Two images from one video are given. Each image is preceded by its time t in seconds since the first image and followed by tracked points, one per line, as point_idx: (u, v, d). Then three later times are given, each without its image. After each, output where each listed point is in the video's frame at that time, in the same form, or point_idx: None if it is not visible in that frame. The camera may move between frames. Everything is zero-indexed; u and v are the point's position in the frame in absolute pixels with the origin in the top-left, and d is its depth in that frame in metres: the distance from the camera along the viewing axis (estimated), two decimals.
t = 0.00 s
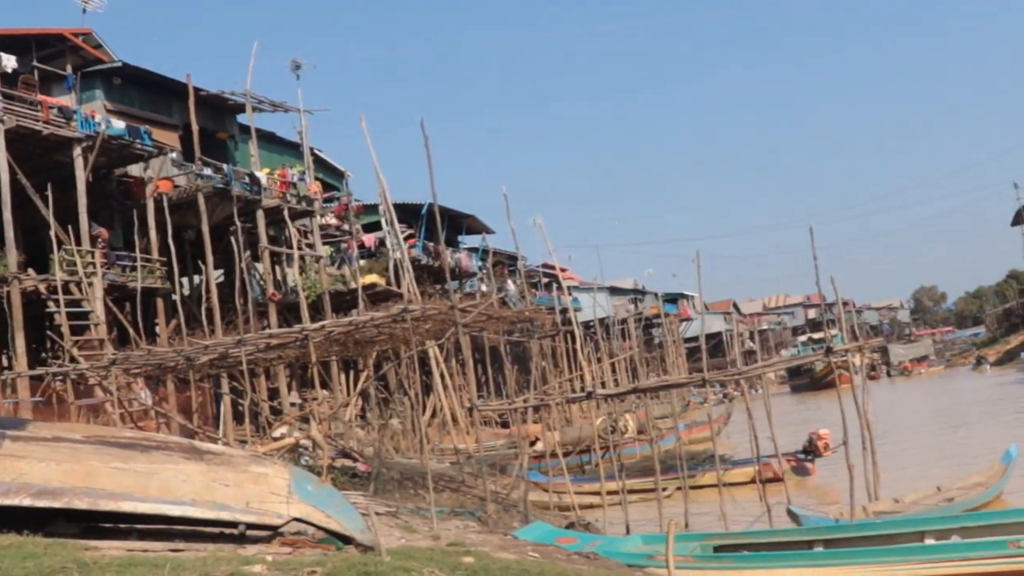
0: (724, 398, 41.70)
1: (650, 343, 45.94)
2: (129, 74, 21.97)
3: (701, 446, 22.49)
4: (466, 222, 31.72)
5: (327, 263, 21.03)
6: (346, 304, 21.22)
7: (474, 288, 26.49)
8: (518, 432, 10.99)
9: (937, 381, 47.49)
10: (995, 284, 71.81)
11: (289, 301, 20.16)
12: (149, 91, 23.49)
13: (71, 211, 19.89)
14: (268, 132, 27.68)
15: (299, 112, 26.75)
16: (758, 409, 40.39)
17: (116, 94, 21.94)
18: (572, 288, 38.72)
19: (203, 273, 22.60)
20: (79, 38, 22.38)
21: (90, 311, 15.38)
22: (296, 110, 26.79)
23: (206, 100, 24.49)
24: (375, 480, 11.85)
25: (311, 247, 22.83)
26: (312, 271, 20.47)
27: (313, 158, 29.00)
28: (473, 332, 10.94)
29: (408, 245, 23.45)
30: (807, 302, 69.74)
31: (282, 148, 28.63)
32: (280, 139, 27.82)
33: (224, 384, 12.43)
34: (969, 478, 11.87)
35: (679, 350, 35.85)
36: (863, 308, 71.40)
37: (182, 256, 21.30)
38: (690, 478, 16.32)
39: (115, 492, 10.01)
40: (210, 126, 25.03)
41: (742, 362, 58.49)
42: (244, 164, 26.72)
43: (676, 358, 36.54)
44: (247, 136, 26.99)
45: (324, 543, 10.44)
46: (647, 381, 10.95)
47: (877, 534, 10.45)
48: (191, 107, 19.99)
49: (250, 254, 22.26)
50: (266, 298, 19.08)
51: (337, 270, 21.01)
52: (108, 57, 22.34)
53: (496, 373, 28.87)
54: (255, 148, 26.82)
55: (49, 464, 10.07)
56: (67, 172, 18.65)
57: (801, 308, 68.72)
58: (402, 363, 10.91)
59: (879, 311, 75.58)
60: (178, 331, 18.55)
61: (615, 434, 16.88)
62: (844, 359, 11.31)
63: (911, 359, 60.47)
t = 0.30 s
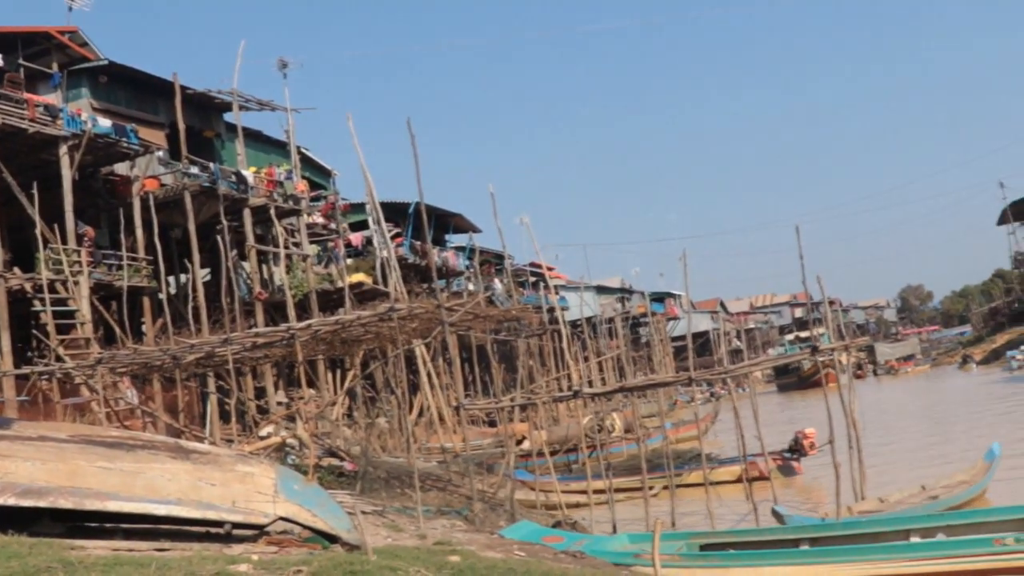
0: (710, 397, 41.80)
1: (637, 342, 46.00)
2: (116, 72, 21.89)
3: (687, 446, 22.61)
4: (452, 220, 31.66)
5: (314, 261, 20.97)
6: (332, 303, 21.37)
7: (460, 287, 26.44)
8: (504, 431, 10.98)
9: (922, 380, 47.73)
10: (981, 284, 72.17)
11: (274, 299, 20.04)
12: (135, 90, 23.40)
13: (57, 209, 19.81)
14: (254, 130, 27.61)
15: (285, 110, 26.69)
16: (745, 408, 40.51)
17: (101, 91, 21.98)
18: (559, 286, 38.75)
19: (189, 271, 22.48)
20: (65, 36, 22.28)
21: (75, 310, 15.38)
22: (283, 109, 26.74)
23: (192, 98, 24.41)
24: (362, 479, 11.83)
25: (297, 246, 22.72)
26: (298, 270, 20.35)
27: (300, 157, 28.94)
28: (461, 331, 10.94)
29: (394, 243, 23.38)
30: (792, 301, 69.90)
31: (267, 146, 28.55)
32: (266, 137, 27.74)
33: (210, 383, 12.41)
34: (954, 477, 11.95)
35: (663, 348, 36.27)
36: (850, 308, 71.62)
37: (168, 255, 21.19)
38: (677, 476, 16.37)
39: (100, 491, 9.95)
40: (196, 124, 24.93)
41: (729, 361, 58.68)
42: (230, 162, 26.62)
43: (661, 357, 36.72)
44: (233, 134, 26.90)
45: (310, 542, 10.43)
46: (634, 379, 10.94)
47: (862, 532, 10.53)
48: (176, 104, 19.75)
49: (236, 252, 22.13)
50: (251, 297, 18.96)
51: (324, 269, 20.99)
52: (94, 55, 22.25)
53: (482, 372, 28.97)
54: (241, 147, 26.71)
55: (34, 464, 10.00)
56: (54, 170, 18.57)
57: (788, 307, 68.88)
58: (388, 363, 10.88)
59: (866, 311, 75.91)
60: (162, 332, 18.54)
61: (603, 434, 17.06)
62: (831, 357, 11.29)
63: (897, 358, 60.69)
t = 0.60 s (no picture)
0: (682, 395, 42.01)
1: (611, 341, 46.14)
2: (88, 70, 21.72)
3: (659, 444, 22.76)
4: (426, 220, 31.64)
5: (286, 261, 20.93)
6: (304, 302, 21.16)
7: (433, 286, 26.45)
8: (477, 430, 10.96)
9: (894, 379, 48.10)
10: (953, 283, 72.77)
11: (247, 298, 19.88)
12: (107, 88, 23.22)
13: (28, 207, 19.62)
14: (228, 129, 27.49)
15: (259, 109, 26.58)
16: (718, 407, 40.79)
17: (72, 87, 21.83)
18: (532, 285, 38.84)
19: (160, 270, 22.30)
20: (39, 34, 22.07)
21: (47, 308, 15.40)
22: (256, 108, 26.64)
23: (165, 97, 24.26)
24: (333, 478, 11.83)
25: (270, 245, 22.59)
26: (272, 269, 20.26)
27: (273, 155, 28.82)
28: (434, 330, 10.95)
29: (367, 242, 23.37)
30: (766, 300, 70.27)
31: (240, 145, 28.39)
32: (239, 135, 27.63)
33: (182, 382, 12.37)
34: (924, 474, 12.06)
35: (638, 347, 36.58)
36: (825, 307, 72.14)
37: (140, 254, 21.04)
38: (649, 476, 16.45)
39: (69, 491, 9.84)
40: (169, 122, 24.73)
41: (703, 360, 58.89)
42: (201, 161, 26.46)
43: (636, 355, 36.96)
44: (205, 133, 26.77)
45: (282, 542, 10.42)
46: (606, 378, 10.93)
47: (833, 530, 10.63)
48: (149, 101, 19.49)
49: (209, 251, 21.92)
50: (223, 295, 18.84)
51: (297, 267, 20.92)
52: (66, 53, 22.06)
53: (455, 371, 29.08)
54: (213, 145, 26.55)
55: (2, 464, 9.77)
56: (25, 168, 18.39)
57: (761, 306, 69.23)
58: (361, 362, 10.84)
59: (840, 310, 76.48)
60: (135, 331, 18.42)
61: (575, 433, 17.22)
62: (804, 356, 11.33)
63: (870, 357, 61.13)
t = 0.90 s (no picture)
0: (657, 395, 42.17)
1: (586, 341, 46.22)
2: (62, 68, 21.54)
3: (634, 444, 22.92)
4: (402, 220, 31.63)
5: (262, 261, 20.87)
6: (279, 301, 21.11)
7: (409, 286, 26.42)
8: (453, 429, 10.95)
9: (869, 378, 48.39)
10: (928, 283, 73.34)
11: (222, 297, 19.72)
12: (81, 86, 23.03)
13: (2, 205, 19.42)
14: (204, 128, 27.38)
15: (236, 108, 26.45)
16: (693, 406, 41.02)
17: (48, 84, 21.71)
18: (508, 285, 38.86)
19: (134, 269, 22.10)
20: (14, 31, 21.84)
21: (20, 308, 15.35)
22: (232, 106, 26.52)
23: (140, 95, 24.09)
24: (310, 478, 11.84)
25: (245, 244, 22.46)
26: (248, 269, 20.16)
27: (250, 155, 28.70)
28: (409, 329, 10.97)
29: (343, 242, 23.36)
30: (741, 301, 70.58)
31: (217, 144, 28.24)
32: (216, 135, 27.50)
33: (157, 382, 12.34)
34: (897, 474, 12.20)
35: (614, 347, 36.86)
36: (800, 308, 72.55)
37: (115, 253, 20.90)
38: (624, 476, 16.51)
39: (42, 491, 9.69)
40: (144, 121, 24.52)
41: (678, 361, 59.04)
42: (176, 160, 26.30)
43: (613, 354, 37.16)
44: (181, 131, 26.62)
45: (257, 542, 10.44)
46: (581, 377, 10.93)
47: (808, 529, 10.72)
48: (125, 100, 19.21)
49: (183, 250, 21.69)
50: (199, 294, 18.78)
51: (272, 267, 20.92)
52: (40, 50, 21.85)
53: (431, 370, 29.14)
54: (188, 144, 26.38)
55: None
56: None
57: (737, 306, 69.50)
58: (337, 362, 10.80)
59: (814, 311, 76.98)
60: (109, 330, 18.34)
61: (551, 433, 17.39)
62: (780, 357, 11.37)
63: (845, 357, 61.51)
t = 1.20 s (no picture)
0: (630, 394, 42.35)
1: (562, 341, 46.32)
2: (35, 66, 21.39)
3: (609, 444, 23.22)
4: (378, 219, 31.63)
5: (236, 260, 20.86)
6: (253, 301, 21.17)
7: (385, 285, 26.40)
8: (427, 428, 10.98)
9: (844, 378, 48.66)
10: (902, 285, 73.91)
11: (197, 296, 19.63)
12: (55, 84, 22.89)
13: None
14: (179, 126, 27.32)
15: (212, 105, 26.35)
16: (668, 407, 41.21)
17: (24, 83, 21.59)
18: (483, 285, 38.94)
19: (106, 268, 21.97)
20: None
21: None
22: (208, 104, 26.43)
23: (114, 93, 23.98)
24: (284, 478, 11.90)
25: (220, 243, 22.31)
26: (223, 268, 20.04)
27: (225, 154, 28.59)
28: (384, 329, 10.99)
29: (317, 241, 23.37)
30: (716, 301, 70.87)
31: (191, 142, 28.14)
32: (191, 133, 27.44)
33: (131, 382, 12.35)
34: (869, 474, 12.32)
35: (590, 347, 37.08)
36: (775, 308, 72.94)
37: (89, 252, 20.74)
38: (599, 476, 16.59)
39: (12, 491, 9.65)
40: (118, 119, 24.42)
41: (652, 361, 59.16)
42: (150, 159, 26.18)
43: (589, 354, 37.38)
44: (155, 130, 26.51)
45: (229, 542, 10.45)
46: (555, 378, 10.95)
47: (782, 529, 10.77)
48: (100, 96, 18.64)
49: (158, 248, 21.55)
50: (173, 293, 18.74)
51: (247, 266, 20.82)
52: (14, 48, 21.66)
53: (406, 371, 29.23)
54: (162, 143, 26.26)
55: None
56: None
57: (712, 306, 69.72)
58: (310, 361, 10.79)
59: (789, 311, 77.43)
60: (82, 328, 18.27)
61: (526, 434, 17.52)
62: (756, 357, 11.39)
63: (819, 357, 61.86)
